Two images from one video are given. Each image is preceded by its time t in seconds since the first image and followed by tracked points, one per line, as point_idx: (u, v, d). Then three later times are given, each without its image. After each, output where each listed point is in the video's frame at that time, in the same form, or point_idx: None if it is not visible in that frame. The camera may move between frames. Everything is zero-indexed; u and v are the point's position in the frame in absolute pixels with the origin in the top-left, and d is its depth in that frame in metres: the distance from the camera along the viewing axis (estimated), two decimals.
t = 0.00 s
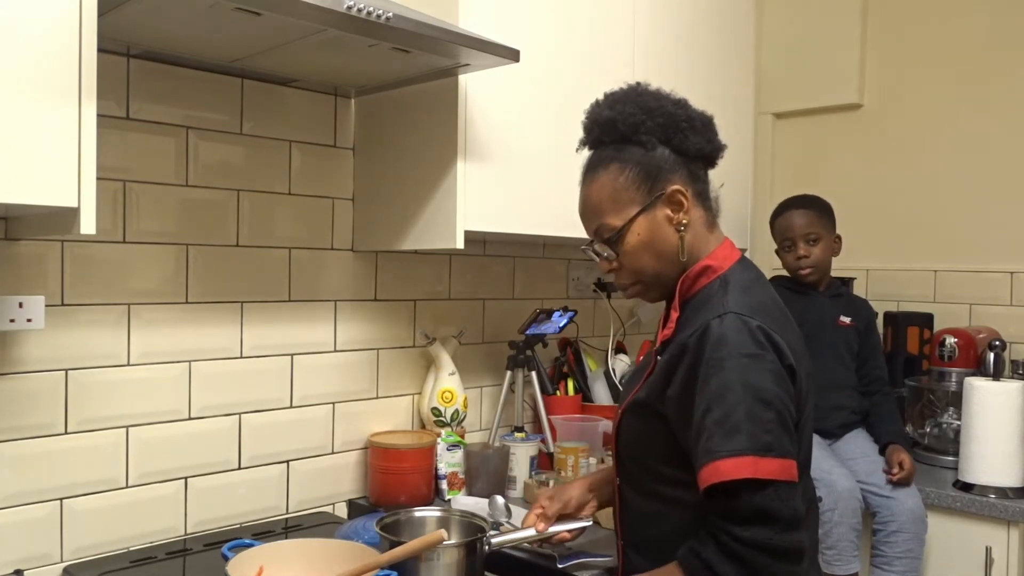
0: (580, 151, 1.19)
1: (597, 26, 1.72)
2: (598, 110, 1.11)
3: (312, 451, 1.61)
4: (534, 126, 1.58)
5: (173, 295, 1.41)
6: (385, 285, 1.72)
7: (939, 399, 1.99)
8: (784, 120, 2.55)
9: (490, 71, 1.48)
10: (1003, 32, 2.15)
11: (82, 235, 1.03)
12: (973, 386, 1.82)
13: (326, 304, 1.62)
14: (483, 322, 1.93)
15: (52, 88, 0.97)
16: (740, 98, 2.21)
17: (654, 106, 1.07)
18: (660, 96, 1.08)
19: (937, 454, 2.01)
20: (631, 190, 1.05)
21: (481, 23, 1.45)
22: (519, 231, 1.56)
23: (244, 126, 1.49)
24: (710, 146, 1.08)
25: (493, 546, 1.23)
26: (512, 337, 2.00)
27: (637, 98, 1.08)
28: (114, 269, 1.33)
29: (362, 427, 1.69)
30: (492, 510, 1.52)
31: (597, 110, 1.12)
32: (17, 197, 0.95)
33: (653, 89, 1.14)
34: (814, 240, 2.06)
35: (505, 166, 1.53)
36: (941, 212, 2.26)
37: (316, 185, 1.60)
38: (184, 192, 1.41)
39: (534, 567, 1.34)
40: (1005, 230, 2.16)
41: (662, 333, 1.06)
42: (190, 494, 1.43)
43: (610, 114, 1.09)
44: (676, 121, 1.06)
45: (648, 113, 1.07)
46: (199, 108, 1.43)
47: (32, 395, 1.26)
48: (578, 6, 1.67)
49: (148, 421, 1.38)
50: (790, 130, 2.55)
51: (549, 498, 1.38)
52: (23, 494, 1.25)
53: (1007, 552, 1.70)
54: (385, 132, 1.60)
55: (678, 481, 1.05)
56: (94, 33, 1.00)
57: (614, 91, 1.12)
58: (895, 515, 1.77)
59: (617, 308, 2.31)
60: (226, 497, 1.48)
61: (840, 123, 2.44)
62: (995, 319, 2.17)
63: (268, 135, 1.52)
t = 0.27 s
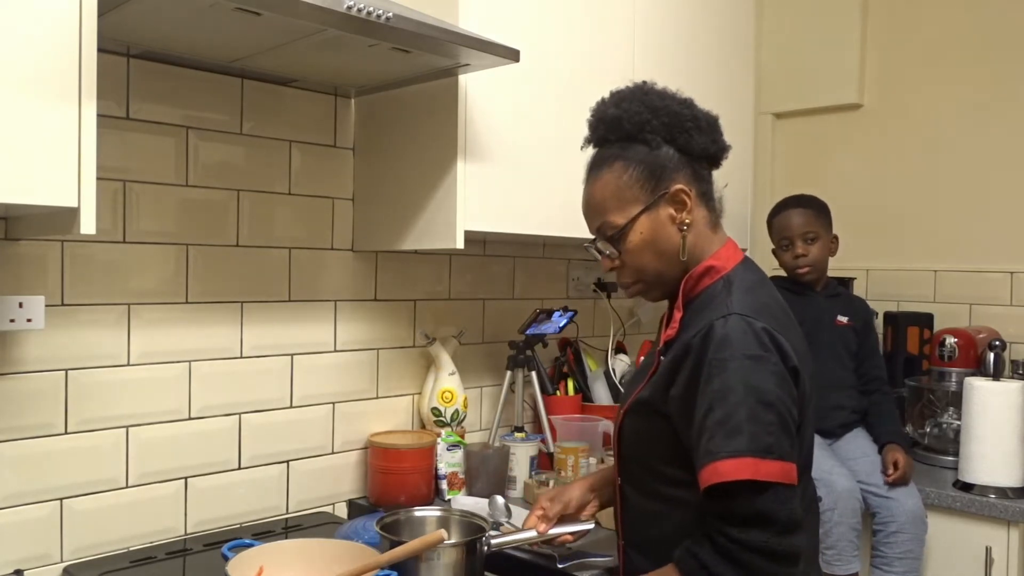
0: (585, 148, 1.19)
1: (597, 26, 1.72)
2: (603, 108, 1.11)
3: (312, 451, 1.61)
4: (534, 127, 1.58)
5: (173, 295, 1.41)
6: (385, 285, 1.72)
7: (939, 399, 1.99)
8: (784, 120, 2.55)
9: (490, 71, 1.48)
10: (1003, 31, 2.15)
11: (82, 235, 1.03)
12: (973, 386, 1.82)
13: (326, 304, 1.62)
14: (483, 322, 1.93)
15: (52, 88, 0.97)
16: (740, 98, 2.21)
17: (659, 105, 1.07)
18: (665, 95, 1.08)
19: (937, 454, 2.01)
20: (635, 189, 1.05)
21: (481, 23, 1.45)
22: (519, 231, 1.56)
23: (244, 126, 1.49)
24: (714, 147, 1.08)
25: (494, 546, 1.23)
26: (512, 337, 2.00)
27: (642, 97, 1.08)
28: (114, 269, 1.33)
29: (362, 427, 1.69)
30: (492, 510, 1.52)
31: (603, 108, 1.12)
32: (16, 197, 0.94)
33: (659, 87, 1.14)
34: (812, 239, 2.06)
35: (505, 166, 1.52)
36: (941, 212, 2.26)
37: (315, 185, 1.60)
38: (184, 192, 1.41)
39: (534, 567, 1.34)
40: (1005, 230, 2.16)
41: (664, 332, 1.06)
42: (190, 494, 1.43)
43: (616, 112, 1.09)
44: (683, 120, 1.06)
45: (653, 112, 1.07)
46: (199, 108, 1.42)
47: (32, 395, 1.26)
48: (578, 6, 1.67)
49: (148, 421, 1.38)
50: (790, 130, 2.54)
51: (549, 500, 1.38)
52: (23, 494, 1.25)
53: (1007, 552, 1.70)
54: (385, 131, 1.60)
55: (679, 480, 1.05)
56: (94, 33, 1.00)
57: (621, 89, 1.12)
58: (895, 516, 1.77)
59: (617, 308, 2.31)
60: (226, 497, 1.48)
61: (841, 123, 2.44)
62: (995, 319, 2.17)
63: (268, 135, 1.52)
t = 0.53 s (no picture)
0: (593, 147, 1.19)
1: (598, 26, 1.72)
2: (608, 107, 1.11)
3: (312, 451, 1.61)
4: (534, 127, 1.58)
5: (174, 295, 1.41)
6: (385, 285, 1.72)
7: (939, 399, 1.99)
8: (784, 120, 2.55)
9: (490, 71, 1.48)
10: (1003, 32, 2.15)
11: (82, 235, 1.03)
12: (973, 386, 1.82)
13: (326, 304, 1.62)
14: (483, 322, 1.93)
15: (51, 88, 0.97)
16: (740, 98, 2.21)
17: (663, 106, 1.07)
18: (670, 95, 1.08)
19: (937, 454, 2.01)
20: (636, 189, 1.05)
21: (480, 23, 1.45)
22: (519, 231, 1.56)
23: (244, 126, 1.49)
24: (718, 148, 1.07)
25: (495, 546, 1.23)
26: (512, 337, 2.00)
27: (647, 97, 1.08)
28: (114, 269, 1.33)
29: (362, 427, 1.69)
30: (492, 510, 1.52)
31: (608, 107, 1.12)
32: (15, 196, 0.94)
33: (665, 87, 1.13)
34: (805, 239, 2.05)
35: (505, 166, 1.52)
36: (941, 212, 2.26)
37: (315, 185, 1.60)
38: (184, 193, 1.41)
39: (534, 567, 1.34)
40: (1005, 230, 2.16)
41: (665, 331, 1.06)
42: (190, 494, 1.43)
43: (620, 111, 1.09)
44: (686, 121, 1.06)
45: (657, 112, 1.07)
46: (199, 109, 1.43)
47: (32, 395, 1.26)
48: (578, 6, 1.67)
49: (148, 421, 1.38)
50: (790, 130, 2.55)
51: (549, 500, 1.38)
52: (23, 494, 1.25)
53: (1007, 552, 1.70)
54: (385, 131, 1.60)
55: (678, 479, 1.05)
56: (94, 33, 1.00)
57: (627, 88, 1.11)
58: (895, 517, 1.77)
59: (617, 308, 2.31)
60: (226, 497, 1.48)
61: (841, 123, 2.44)
62: (995, 319, 2.17)
63: (268, 135, 1.52)
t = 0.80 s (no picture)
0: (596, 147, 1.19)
1: (598, 26, 1.72)
2: (612, 106, 1.12)
3: (312, 451, 1.61)
4: (534, 126, 1.58)
5: (173, 295, 1.41)
6: (385, 285, 1.72)
7: (939, 399, 1.99)
8: (784, 120, 2.55)
9: (490, 71, 1.48)
10: (1003, 32, 2.15)
11: (82, 235, 1.03)
12: (973, 386, 1.82)
13: (326, 304, 1.62)
14: (483, 322, 1.93)
15: (51, 88, 0.97)
16: (740, 98, 2.21)
17: (667, 105, 1.07)
18: (674, 95, 1.08)
19: (937, 454, 2.01)
20: (638, 187, 1.05)
21: (480, 23, 1.45)
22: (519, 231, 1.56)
23: (244, 126, 1.49)
24: (722, 148, 1.07)
25: (496, 545, 1.23)
26: (512, 337, 2.00)
27: (651, 96, 1.08)
28: (114, 269, 1.33)
29: (362, 427, 1.69)
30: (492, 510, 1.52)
31: (612, 106, 1.12)
32: (14, 196, 0.94)
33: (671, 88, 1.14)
34: (802, 239, 2.04)
35: (505, 166, 1.52)
36: (941, 212, 2.26)
37: (315, 185, 1.60)
38: (184, 193, 1.41)
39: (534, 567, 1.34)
40: (1005, 230, 2.16)
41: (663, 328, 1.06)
42: (190, 493, 1.43)
43: (624, 110, 1.09)
44: (689, 120, 1.06)
45: (660, 111, 1.07)
46: (199, 109, 1.43)
47: (32, 395, 1.26)
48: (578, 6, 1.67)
49: (148, 421, 1.38)
50: (790, 130, 2.55)
51: (550, 486, 1.41)
52: (23, 494, 1.25)
53: (1007, 552, 1.70)
54: (385, 131, 1.60)
55: (675, 477, 1.05)
56: (94, 33, 1.00)
57: (631, 88, 1.12)
58: (895, 517, 1.77)
59: (617, 308, 2.31)
60: (226, 497, 1.48)
61: (840, 123, 2.44)
62: (995, 319, 2.17)
63: (268, 135, 1.53)
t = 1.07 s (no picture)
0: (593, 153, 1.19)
1: (598, 26, 1.72)
2: (609, 109, 1.12)
3: (312, 451, 1.61)
4: (534, 126, 1.58)
5: (174, 295, 1.41)
6: (385, 285, 1.72)
7: (939, 399, 1.99)
8: (784, 120, 2.55)
9: (490, 71, 1.48)
10: (1002, 32, 2.15)
11: (82, 235, 1.03)
12: (973, 386, 1.82)
13: (326, 304, 1.62)
14: (483, 322, 1.93)
15: (51, 88, 0.97)
16: (740, 98, 2.21)
17: (664, 107, 1.08)
18: (671, 96, 1.08)
19: (937, 454, 2.00)
20: (640, 188, 1.05)
21: (480, 23, 1.45)
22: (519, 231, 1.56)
23: (244, 126, 1.49)
24: (720, 147, 1.07)
25: (496, 546, 1.23)
26: (512, 337, 2.00)
27: (648, 98, 1.09)
28: (114, 269, 1.33)
29: (362, 427, 1.69)
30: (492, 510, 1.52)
31: (609, 110, 1.13)
32: (13, 196, 0.94)
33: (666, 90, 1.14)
34: (803, 238, 2.04)
35: (505, 166, 1.52)
36: (941, 212, 2.26)
37: (315, 185, 1.60)
38: (185, 193, 1.41)
39: (534, 566, 1.34)
40: (1006, 229, 2.16)
41: (663, 326, 1.06)
42: (190, 493, 1.43)
43: (621, 113, 1.09)
44: (687, 120, 1.06)
45: (657, 112, 1.07)
46: (199, 109, 1.43)
47: (31, 395, 1.26)
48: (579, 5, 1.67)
49: (148, 421, 1.38)
50: (790, 130, 2.55)
51: (556, 478, 1.40)
52: (23, 494, 1.25)
53: (1007, 552, 1.70)
54: (384, 131, 1.60)
55: (673, 475, 1.05)
56: (94, 33, 1.00)
57: (626, 92, 1.12)
58: (895, 517, 1.77)
59: (617, 308, 2.31)
60: (226, 497, 1.48)
61: (840, 123, 2.44)
62: (995, 319, 2.17)
63: (269, 135, 1.53)
